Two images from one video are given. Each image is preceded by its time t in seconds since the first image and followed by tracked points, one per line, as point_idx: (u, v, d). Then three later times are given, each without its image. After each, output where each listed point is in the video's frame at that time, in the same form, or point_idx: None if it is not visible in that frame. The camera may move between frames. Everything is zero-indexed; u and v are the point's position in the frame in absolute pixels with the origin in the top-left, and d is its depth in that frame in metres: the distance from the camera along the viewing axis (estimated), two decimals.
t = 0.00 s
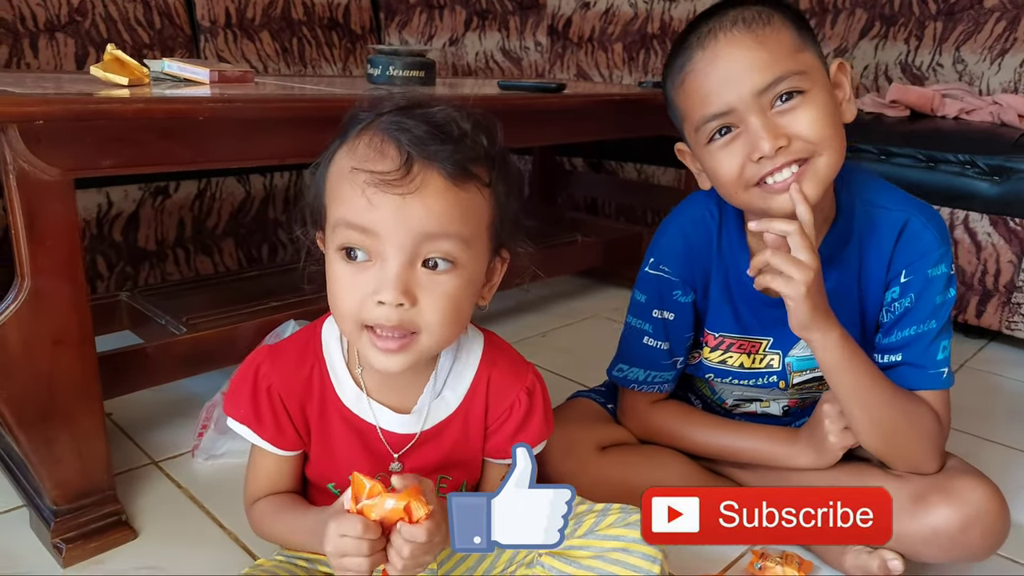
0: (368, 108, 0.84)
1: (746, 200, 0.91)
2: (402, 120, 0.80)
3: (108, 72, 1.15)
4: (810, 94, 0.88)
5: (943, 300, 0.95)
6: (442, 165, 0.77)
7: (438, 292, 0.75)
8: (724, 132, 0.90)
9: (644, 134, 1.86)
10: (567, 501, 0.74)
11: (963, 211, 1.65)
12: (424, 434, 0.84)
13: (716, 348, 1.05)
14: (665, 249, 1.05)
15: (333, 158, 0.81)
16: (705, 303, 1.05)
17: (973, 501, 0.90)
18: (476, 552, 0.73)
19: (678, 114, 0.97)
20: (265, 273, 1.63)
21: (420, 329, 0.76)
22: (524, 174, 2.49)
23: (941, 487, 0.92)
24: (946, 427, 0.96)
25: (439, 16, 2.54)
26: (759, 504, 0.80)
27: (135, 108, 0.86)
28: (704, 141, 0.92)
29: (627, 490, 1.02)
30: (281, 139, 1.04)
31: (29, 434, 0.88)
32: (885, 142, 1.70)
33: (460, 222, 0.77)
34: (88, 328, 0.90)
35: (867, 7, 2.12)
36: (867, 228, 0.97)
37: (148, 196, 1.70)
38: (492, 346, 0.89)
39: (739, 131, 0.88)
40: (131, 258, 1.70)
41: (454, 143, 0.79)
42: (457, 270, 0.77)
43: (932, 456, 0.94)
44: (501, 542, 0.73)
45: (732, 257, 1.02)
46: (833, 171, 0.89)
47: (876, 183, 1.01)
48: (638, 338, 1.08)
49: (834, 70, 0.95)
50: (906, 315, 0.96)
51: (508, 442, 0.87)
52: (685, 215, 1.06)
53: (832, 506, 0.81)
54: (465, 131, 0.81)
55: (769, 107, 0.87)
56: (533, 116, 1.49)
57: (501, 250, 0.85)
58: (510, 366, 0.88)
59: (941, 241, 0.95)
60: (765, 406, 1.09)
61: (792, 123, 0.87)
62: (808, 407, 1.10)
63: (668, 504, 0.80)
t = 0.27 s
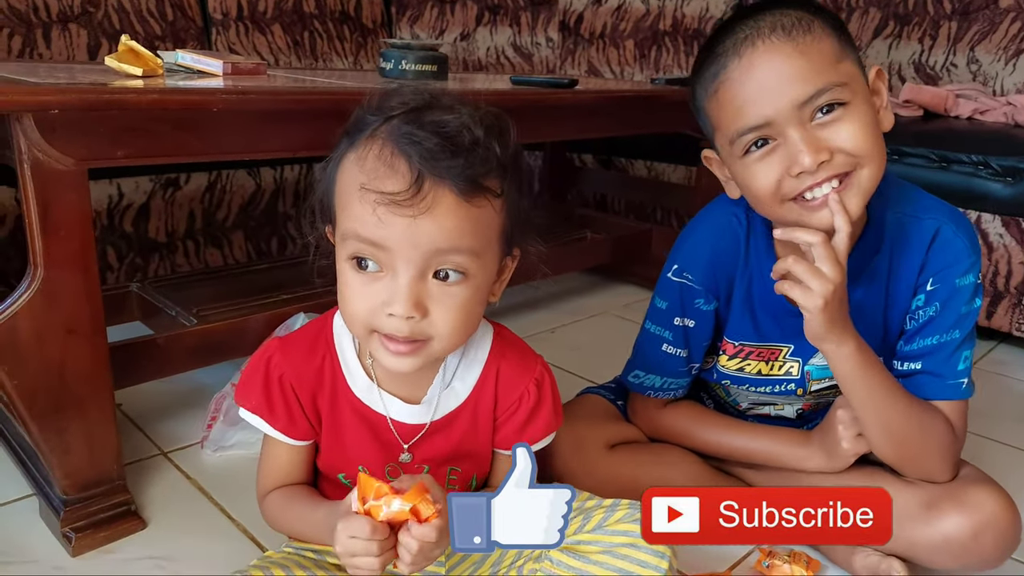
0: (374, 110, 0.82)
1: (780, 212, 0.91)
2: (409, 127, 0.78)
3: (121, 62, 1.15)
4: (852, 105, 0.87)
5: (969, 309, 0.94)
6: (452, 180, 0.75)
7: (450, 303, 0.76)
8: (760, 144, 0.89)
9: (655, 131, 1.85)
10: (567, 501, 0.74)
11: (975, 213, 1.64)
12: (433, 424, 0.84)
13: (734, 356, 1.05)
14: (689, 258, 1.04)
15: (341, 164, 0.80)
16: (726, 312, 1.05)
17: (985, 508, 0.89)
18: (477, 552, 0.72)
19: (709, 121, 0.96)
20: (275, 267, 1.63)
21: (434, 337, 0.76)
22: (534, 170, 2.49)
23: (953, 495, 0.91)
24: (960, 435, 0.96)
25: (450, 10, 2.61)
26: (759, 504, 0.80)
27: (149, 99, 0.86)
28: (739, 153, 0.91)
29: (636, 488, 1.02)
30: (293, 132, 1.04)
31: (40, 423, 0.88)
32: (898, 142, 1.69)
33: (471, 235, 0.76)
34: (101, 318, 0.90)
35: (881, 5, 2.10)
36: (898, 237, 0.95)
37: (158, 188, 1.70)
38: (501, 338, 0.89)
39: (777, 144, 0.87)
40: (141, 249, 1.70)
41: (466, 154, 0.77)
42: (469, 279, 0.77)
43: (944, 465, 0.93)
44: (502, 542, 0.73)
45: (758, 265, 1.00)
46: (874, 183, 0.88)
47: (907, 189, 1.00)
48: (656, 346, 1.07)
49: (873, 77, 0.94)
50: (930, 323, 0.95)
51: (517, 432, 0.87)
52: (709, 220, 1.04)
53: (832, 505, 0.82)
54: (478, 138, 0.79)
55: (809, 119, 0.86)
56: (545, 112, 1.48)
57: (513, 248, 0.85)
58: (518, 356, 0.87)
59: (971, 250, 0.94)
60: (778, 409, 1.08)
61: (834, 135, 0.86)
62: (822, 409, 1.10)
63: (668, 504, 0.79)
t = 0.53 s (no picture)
0: (376, 109, 0.79)
1: (795, 210, 0.91)
2: (417, 131, 0.75)
3: (119, 52, 1.14)
4: (880, 106, 0.86)
5: (971, 310, 0.94)
6: (461, 188, 0.74)
7: (452, 309, 0.75)
8: (784, 139, 0.89)
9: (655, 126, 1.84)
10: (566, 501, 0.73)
11: (975, 210, 1.63)
12: (429, 421, 0.84)
13: (735, 352, 1.04)
14: (694, 254, 1.03)
15: (343, 163, 0.78)
16: (729, 309, 1.04)
17: (982, 509, 0.88)
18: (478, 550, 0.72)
19: (730, 114, 0.95)
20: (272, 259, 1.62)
21: (436, 342, 0.76)
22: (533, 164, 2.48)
23: (951, 495, 0.91)
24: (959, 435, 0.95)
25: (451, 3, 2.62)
26: (759, 505, 0.80)
27: (146, 89, 0.85)
28: (761, 148, 0.90)
29: (634, 484, 1.01)
30: (292, 124, 1.03)
31: (35, 416, 0.88)
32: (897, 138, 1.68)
33: (479, 240, 0.76)
34: (97, 310, 0.89)
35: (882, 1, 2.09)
36: (905, 236, 0.95)
37: (156, 179, 1.69)
38: (496, 334, 0.88)
39: (801, 141, 0.87)
40: (138, 241, 1.69)
41: (475, 162, 0.76)
42: (473, 284, 0.76)
43: (942, 464, 0.93)
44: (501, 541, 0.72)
45: (763, 265, 1.00)
46: (892, 185, 0.89)
47: (917, 191, 0.99)
48: (658, 341, 1.06)
49: (896, 76, 0.94)
50: (932, 323, 0.95)
51: (514, 428, 0.86)
52: (717, 217, 1.04)
53: (829, 506, 0.81)
54: (487, 143, 0.77)
55: (837, 119, 0.85)
56: (545, 105, 1.48)
57: (512, 249, 0.84)
58: (514, 352, 0.87)
59: (977, 252, 0.94)
60: (778, 405, 1.08)
61: (860, 136, 0.85)
62: (822, 406, 1.09)
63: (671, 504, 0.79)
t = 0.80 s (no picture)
0: (407, 87, 0.83)
1: (794, 193, 0.90)
2: (447, 96, 0.80)
3: (122, 44, 1.14)
4: (887, 94, 0.86)
5: (970, 306, 0.94)
6: (486, 146, 0.76)
7: (463, 274, 0.74)
8: (788, 119, 0.89)
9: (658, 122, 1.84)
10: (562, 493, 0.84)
11: (978, 209, 1.63)
12: (434, 425, 0.84)
13: (735, 343, 1.04)
14: (691, 238, 1.04)
15: (369, 129, 0.80)
16: (726, 297, 1.05)
17: (986, 505, 0.88)
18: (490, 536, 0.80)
19: (738, 95, 0.95)
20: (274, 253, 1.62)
21: (443, 311, 0.74)
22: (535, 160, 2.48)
23: (952, 489, 0.90)
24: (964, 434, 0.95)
25: None
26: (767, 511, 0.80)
27: (151, 81, 0.85)
28: (765, 126, 0.90)
29: (635, 480, 1.02)
30: (296, 117, 1.02)
31: (38, 408, 0.88)
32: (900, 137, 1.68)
33: (496, 206, 0.76)
34: (100, 302, 0.89)
35: None
36: (900, 227, 0.96)
37: (157, 172, 1.69)
38: (501, 335, 0.88)
39: (805, 121, 0.87)
40: (140, 234, 1.69)
41: (499, 126, 0.79)
42: (486, 253, 0.76)
43: (947, 460, 0.92)
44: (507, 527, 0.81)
45: (758, 253, 1.00)
46: (890, 178, 0.88)
47: (913, 184, 0.99)
48: (656, 326, 1.06)
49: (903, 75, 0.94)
50: (931, 319, 0.95)
51: (519, 432, 0.86)
52: (714, 205, 1.05)
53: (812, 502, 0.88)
54: (508, 119, 0.81)
55: (842, 101, 0.85)
56: (549, 101, 1.47)
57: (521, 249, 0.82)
58: (520, 357, 0.86)
59: (973, 246, 0.94)
60: (779, 400, 1.08)
61: (863, 120, 0.85)
62: (824, 402, 1.09)
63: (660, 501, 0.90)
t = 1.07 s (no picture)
0: (425, 85, 0.82)
1: (775, 185, 0.92)
2: (466, 101, 0.78)
3: (134, 38, 1.15)
4: (877, 97, 0.86)
5: (972, 304, 0.94)
6: (508, 159, 0.76)
7: (484, 282, 0.75)
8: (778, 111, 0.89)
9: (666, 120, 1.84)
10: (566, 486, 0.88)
11: (987, 210, 1.63)
12: (448, 413, 0.85)
13: (736, 340, 1.05)
14: (687, 233, 1.05)
15: (389, 133, 0.79)
16: (724, 291, 1.05)
17: (997, 507, 0.88)
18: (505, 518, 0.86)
19: (734, 80, 0.95)
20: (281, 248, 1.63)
21: (464, 316, 0.75)
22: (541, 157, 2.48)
23: (968, 491, 0.91)
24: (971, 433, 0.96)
25: None
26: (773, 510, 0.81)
27: (163, 74, 0.85)
28: (754, 116, 0.91)
29: (639, 476, 1.03)
30: (307, 112, 1.03)
31: (50, 397, 0.89)
32: (910, 137, 1.67)
33: (518, 216, 0.76)
34: (111, 293, 0.90)
35: None
36: (898, 225, 0.96)
37: (166, 166, 1.70)
38: (516, 329, 0.89)
39: (792, 115, 0.88)
40: (149, 227, 1.70)
41: (519, 135, 0.78)
42: (507, 261, 0.77)
43: (956, 463, 0.93)
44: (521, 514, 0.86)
45: (754, 247, 1.01)
46: (874, 182, 0.88)
47: (910, 182, 1.00)
48: (655, 321, 1.07)
49: (907, 79, 0.92)
50: (932, 319, 0.95)
51: (530, 422, 0.86)
52: (709, 201, 1.06)
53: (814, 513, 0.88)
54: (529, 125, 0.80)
55: (831, 100, 0.86)
56: (557, 97, 1.48)
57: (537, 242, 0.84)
58: (533, 350, 0.87)
59: (971, 244, 0.95)
60: (783, 399, 1.08)
61: (849, 121, 0.86)
62: (829, 402, 1.09)
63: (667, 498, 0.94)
